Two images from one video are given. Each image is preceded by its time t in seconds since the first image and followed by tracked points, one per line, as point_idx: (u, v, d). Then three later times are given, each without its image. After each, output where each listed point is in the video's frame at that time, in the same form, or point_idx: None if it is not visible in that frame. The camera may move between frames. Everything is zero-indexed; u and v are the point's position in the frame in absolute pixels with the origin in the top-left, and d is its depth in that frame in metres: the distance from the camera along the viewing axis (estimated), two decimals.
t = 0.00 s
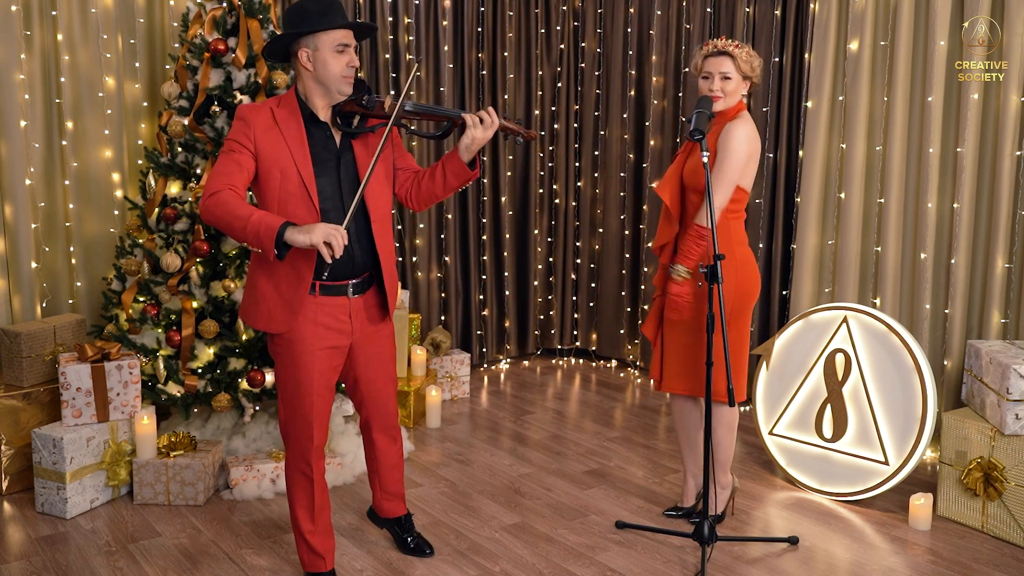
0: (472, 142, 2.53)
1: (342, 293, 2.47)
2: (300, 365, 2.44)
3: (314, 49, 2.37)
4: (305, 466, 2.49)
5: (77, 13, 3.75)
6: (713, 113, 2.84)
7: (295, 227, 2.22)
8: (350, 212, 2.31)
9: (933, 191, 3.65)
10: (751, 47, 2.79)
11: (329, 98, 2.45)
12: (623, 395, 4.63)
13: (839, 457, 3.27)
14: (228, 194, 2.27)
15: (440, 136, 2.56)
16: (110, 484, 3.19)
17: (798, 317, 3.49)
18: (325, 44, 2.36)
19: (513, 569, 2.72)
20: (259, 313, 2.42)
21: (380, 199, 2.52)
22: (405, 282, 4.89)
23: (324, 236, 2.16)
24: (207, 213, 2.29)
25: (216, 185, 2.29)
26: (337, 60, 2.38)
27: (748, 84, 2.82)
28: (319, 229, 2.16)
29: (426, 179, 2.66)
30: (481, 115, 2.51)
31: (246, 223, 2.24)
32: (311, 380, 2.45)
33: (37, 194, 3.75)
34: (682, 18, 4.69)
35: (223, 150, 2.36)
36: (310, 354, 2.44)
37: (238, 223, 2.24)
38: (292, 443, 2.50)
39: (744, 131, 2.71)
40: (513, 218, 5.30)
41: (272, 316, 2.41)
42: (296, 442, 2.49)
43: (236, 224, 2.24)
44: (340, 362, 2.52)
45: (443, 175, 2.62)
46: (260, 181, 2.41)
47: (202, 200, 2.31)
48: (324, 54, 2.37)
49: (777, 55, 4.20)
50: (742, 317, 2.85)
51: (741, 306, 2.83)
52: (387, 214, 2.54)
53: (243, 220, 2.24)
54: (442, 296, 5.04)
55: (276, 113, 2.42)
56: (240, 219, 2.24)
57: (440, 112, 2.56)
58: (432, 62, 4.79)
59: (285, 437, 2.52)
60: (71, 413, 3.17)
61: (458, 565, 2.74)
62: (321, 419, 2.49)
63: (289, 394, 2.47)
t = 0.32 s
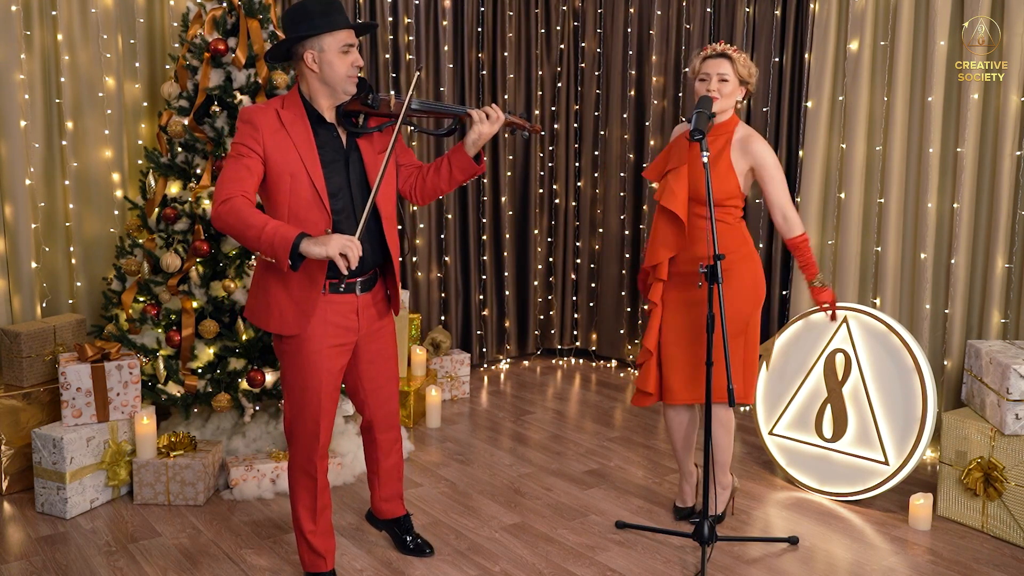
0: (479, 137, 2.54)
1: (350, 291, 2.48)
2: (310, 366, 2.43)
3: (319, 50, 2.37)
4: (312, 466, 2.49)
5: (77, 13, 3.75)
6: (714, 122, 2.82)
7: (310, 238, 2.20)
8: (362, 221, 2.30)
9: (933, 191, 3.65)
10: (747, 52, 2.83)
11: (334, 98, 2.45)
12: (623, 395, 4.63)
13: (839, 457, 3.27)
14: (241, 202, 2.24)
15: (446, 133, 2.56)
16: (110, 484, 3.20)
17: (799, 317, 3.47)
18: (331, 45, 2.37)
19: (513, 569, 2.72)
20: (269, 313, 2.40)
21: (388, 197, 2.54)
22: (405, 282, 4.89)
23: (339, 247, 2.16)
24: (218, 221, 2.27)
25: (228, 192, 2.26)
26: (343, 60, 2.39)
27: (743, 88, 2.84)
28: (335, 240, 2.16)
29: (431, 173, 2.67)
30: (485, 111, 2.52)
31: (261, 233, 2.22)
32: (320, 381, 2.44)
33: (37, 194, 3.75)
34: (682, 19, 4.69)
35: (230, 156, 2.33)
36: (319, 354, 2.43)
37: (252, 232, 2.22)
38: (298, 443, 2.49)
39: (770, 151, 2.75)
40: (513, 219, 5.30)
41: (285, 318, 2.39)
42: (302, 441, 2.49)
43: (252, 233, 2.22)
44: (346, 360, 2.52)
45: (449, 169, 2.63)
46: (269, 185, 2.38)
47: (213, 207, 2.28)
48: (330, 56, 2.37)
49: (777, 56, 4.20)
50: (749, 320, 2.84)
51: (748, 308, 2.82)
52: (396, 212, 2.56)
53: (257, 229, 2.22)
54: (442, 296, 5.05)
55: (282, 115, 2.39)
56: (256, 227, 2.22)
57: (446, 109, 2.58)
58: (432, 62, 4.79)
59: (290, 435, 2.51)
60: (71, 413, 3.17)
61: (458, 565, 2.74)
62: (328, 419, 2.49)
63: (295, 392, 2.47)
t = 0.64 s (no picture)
0: (485, 136, 2.56)
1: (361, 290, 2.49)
2: (321, 368, 2.43)
3: (328, 53, 2.35)
4: (319, 465, 2.49)
5: (77, 13, 3.75)
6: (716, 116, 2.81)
7: (334, 253, 2.17)
8: (380, 233, 2.28)
9: (933, 191, 3.65)
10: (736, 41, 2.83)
11: (341, 101, 2.45)
12: (623, 395, 4.63)
13: (839, 457, 3.27)
14: (262, 215, 2.21)
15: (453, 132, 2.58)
16: (110, 484, 3.20)
17: (798, 317, 3.49)
18: (339, 49, 2.35)
19: (513, 569, 2.72)
20: (284, 316, 2.39)
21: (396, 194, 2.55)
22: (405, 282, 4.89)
23: (364, 263, 2.13)
24: (240, 234, 2.22)
25: (248, 205, 2.23)
26: (351, 63, 2.38)
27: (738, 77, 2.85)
28: (360, 254, 2.13)
29: (435, 170, 2.68)
30: (491, 111, 2.55)
31: (285, 249, 2.18)
32: (330, 382, 2.44)
33: (37, 194, 3.75)
34: (682, 19, 4.69)
35: (246, 165, 2.29)
36: (332, 355, 2.43)
37: (276, 246, 2.18)
38: (305, 444, 2.49)
39: (774, 140, 2.87)
40: (513, 219, 5.31)
41: (301, 320, 2.38)
42: (310, 441, 2.48)
43: (275, 248, 2.18)
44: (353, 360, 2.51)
45: (454, 165, 2.63)
46: (282, 192, 2.36)
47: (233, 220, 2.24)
48: (339, 59, 2.36)
49: (777, 56, 4.20)
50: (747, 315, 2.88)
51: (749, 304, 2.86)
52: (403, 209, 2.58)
53: (281, 243, 2.18)
54: (442, 296, 5.05)
55: (290, 119, 2.37)
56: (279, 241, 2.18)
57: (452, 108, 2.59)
58: (432, 62, 4.79)
59: (297, 434, 2.51)
60: (71, 413, 3.18)
61: (458, 565, 2.74)
62: (336, 419, 2.49)
63: (303, 392, 2.46)
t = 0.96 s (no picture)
0: (486, 131, 2.58)
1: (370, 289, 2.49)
2: (332, 368, 2.43)
3: (338, 55, 2.34)
4: (326, 464, 2.50)
5: (77, 13, 3.75)
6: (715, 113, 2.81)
7: (361, 257, 2.18)
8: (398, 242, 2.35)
9: (932, 191, 3.65)
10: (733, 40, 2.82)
11: (348, 101, 2.45)
12: (624, 395, 4.63)
13: (839, 457, 3.27)
14: (284, 220, 2.20)
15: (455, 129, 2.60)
16: (110, 484, 3.20)
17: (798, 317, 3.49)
18: (350, 51, 2.35)
19: (513, 569, 2.72)
20: (299, 315, 2.40)
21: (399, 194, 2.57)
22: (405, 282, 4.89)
23: (393, 265, 2.18)
24: (264, 241, 2.20)
25: (269, 212, 2.21)
26: (361, 64, 2.38)
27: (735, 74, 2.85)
28: (388, 258, 2.17)
29: (434, 166, 2.68)
30: (491, 107, 2.55)
31: (312, 253, 2.16)
32: (340, 382, 2.45)
33: (37, 194, 3.75)
34: (682, 19, 4.69)
35: (264, 170, 2.27)
36: (342, 356, 2.44)
37: (304, 251, 2.17)
38: (313, 443, 2.48)
39: (776, 136, 2.86)
40: (513, 219, 5.31)
41: (317, 320, 2.39)
42: (318, 441, 2.48)
43: (301, 252, 2.17)
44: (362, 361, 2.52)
45: (454, 162, 2.64)
46: (296, 196, 2.35)
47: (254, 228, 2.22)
48: (349, 61, 2.35)
49: (777, 55, 4.20)
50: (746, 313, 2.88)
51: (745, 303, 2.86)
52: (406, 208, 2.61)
53: (309, 248, 2.17)
54: (442, 296, 5.05)
55: (301, 120, 2.35)
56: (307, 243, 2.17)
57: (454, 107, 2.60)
58: (431, 62, 4.79)
59: (303, 432, 2.50)
60: (71, 413, 3.18)
61: (458, 565, 2.74)
62: (343, 418, 2.50)
63: (311, 392, 2.46)
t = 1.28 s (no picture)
0: (480, 128, 2.59)
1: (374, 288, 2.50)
2: (339, 369, 2.43)
3: (344, 53, 2.35)
4: (330, 464, 2.50)
5: (77, 13, 3.75)
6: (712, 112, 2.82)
7: (382, 253, 2.23)
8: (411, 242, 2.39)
9: (932, 191, 3.65)
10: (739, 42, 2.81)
11: (350, 100, 2.45)
12: (623, 395, 4.63)
13: (839, 457, 3.27)
14: (302, 219, 2.20)
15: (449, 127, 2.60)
16: (110, 484, 3.20)
17: (798, 317, 3.49)
18: (354, 49, 2.36)
19: (513, 569, 2.72)
20: (311, 316, 2.37)
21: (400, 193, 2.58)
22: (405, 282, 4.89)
23: (415, 262, 2.24)
24: (284, 240, 2.20)
25: (286, 211, 2.21)
26: (365, 63, 2.39)
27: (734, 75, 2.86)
28: (410, 254, 2.24)
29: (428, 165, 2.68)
30: (485, 104, 2.55)
31: (334, 250, 2.19)
32: (347, 383, 2.45)
33: (37, 194, 3.75)
34: (682, 19, 4.69)
35: (278, 170, 2.25)
36: (349, 357, 2.44)
37: (326, 250, 2.18)
38: (317, 443, 2.48)
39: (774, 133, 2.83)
40: (513, 219, 5.31)
41: (329, 322, 2.38)
42: (322, 441, 2.48)
43: (324, 250, 2.18)
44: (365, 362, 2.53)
45: (448, 160, 2.66)
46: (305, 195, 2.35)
47: (272, 228, 2.21)
48: (353, 59, 2.36)
49: (777, 55, 4.20)
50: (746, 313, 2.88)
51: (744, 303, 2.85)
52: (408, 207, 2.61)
53: (331, 246, 2.18)
54: (442, 296, 5.05)
55: (307, 118, 2.35)
56: (327, 241, 2.19)
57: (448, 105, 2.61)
58: (431, 62, 4.80)
59: (306, 432, 2.49)
60: (71, 413, 3.18)
61: (458, 565, 2.74)
62: (347, 419, 2.51)
63: (316, 393, 2.45)
